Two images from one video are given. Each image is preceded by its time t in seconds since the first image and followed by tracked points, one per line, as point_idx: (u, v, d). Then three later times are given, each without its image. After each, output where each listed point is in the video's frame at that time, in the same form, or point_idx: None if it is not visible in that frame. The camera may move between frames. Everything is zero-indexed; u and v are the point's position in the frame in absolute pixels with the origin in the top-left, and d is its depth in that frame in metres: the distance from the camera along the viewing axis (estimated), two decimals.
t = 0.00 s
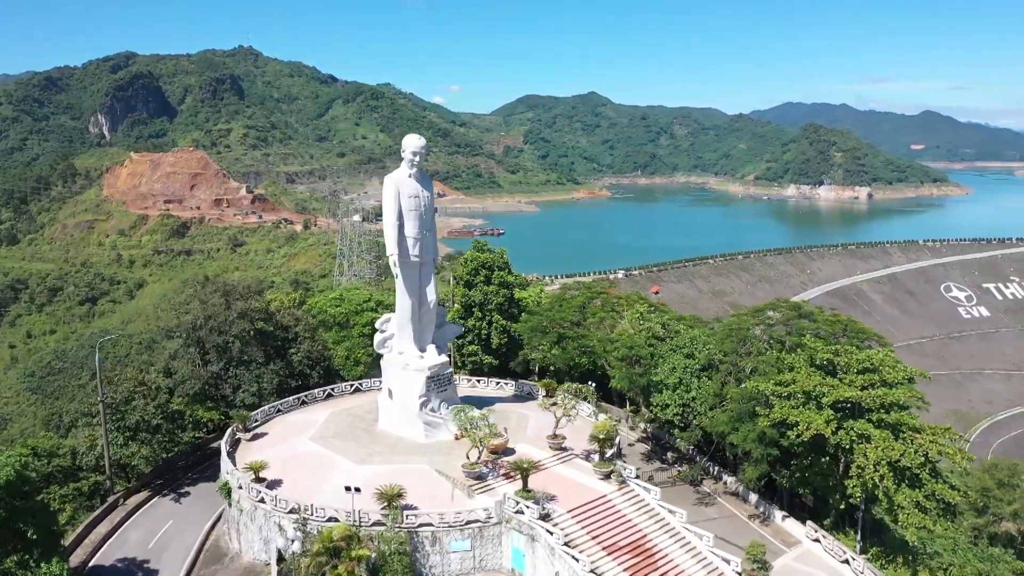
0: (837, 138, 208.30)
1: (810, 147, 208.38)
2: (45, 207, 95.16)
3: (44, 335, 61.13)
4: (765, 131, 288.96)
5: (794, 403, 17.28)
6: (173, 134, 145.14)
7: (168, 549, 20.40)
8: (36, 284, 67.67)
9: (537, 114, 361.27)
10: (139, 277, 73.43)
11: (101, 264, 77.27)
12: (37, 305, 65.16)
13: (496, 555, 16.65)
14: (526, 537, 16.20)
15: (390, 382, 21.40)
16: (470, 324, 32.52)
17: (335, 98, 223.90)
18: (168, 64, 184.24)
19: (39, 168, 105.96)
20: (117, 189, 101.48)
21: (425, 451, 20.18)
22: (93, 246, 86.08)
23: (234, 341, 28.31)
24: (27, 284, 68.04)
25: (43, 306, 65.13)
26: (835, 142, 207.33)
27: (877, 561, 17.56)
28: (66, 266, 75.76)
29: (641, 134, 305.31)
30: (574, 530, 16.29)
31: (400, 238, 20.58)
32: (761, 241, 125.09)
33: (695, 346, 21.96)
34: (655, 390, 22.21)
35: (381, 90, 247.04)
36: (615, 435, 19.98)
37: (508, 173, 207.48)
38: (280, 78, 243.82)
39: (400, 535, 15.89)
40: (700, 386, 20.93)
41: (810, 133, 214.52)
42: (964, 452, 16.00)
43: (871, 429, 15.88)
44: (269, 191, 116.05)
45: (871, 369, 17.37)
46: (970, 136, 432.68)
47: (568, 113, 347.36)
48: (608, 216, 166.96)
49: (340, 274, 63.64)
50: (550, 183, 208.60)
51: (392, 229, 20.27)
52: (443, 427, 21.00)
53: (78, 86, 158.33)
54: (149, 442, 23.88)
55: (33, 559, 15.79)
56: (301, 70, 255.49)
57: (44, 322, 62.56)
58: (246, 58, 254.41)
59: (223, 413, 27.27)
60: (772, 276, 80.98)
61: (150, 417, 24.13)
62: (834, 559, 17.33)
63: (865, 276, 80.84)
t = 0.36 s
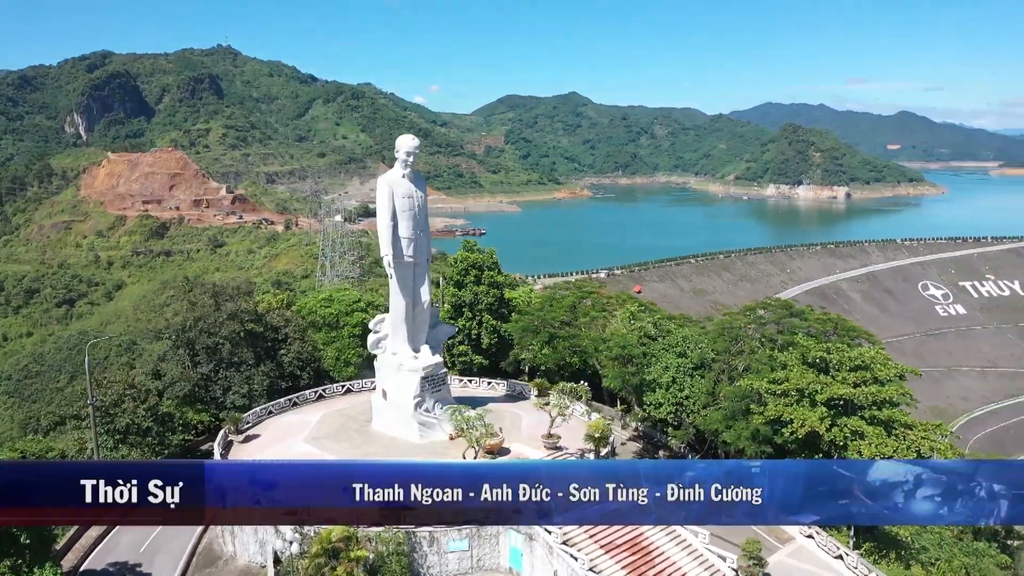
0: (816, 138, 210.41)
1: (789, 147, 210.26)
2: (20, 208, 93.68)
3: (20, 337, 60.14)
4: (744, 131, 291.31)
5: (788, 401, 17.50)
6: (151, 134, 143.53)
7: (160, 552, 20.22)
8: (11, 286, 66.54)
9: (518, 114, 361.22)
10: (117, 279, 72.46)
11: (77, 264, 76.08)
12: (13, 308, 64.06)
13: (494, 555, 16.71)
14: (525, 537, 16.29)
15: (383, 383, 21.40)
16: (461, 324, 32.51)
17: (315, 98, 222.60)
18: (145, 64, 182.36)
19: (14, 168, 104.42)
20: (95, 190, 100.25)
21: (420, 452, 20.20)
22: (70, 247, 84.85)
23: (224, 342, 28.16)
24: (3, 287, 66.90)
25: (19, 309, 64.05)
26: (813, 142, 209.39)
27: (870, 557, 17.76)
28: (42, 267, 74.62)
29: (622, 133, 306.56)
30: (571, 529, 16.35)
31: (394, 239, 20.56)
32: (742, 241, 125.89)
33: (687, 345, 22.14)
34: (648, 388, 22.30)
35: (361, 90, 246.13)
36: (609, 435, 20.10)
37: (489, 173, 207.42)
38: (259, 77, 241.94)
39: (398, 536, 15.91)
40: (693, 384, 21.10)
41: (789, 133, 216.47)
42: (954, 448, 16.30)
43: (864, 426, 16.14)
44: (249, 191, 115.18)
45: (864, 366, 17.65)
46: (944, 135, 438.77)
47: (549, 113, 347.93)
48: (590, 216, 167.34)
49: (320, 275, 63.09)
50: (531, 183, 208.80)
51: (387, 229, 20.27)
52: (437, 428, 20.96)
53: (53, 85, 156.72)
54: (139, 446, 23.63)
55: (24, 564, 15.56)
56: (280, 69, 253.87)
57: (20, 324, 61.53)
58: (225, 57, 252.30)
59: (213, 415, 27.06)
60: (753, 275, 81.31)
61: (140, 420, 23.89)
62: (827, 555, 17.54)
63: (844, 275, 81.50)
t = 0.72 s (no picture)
0: (794, 139, 212.22)
1: (768, 147, 211.90)
2: None
3: None
4: (724, 131, 293.27)
5: (782, 399, 17.66)
6: (128, 134, 141.81)
7: (153, 556, 19.78)
8: None
9: (499, 115, 360.88)
10: (95, 280, 71.54)
11: (53, 266, 75.02)
12: None
13: (491, 555, 16.77)
14: (523, 536, 16.39)
15: (377, 384, 21.39)
16: (451, 324, 32.52)
17: (295, 97, 221.07)
18: (122, 63, 180.23)
19: None
20: (71, 191, 98.94)
21: (416, 452, 20.20)
22: (46, 248, 83.66)
23: (214, 343, 27.91)
24: None
25: None
26: (792, 142, 211.16)
27: (863, 552, 17.93)
28: (18, 268, 73.52)
29: (603, 133, 307.29)
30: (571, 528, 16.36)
31: (388, 239, 20.57)
32: (723, 241, 126.66)
33: (680, 343, 22.32)
34: (641, 387, 22.36)
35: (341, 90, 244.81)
36: (604, 434, 20.22)
37: (470, 173, 207.19)
38: (237, 77, 240.05)
39: (397, 538, 15.86)
40: (686, 383, 21.28)
41: (768, 133, 218.12)
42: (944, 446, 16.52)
43: (858, 423, 16.32)
44: (228, 192, 114.20)
45: (857, 364, 17.83)
46: (920, 135, 444.10)
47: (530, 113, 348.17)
48: (571, 216, 167.57)
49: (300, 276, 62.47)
50: (512, 183, 208.78)
51: (381, 230, 20.27)
52: (432, 429, 20.94)
53: (28, 85, 154.93)
54: (131, 449, 23.52)
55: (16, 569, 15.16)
56: (260, 69, 251.93)
57: None
58: (203, 56, 249.92)
59: (203, 417, 26.86)
60: (734, 274, 81.64)
61: (131, 422, 23.71)
62: (821, 550, 17.72)
63: (824, 274, 82.18)
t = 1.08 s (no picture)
0: (773, 139, 213.92)
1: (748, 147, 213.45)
2: None
3: None
4: (704, 132, 295.20)
5: (777, 397, 17.88)
6: (105, 134, 140.16)
7: (147, 560, 19.59)
8: None
9: (480, 115, 360.68)
10: (72, 282, 70.63)
11: (29, 267, 74.02)
12: None
13: (489, 554, 16.83)
14: (521, 536, 16.44)
15: (371, 385, 21.39)
16: (441, 324, 32.48)
17: (274, 97, 219.58)
18: (98, 62, 178.09)
19: None
20: (47, 192, 97.77)
21: (411, 453, 20.22)
22: (22, 250, 82.47)
23: (204, 345, 27.72)
24: None
25: None
26: (771, 142, 212.85)
27: (857, 546, 18.25)
28: None
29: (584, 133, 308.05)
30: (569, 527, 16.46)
31: (382, 240, 20.54)
32: (704, 240, 127.51)
33: (673, 343, 22.48)
34: (636, 386, 22.48)
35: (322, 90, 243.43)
36: (599, 433, 20.26)
37: (452, 174, 206.88)
38: (216, 76, 238.14)
39: (396, 538, 15.85)
40: (679, 382, 21.48)
41: (748, 133, 219.66)
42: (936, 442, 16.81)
43: (852, 420, 16.58)
44: (208, 192, 113.28)
45: (849, 361, 18.10)
46: (896, 135, 449.57)
47: (511, 113, 348.51)
48: (552, 216, 167.79)
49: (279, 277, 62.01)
50: (494, 183, 208.65)
51: (375, 231, 20.22)
52: (427, 429, 20.94)
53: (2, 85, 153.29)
54: (121, 452, 23.28)
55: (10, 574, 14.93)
56: (239, 69, 250.10)
57: None
58: (181, 55, 247.51)
59: (193, 419, 26.60)
60: (715, 273, 82.01)
61: (121, 425, 23.51)
62: (815, 546, 17.96)
63: (804, 273, 82.89)
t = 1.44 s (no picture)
0: (752, 139, 215.67)
1: (727, 147, 214.91)
2: None
3: None
4: (683, 132, 296.88)
5: (770, 395, 18.08)
6: (80, 134, 138.27)
7: (140, 564, 19.43)
8: None
9: (460, 115, 359.86)
10: (47, 284, 69.56)
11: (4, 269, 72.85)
12: None
13: (486, 554, 16.91)
14: (519, 535, 16.54)
15: (365, 386, 21.35)
16: (431, 325, 32.43)
17: (253, 97, 217.74)
18: (73, 60, 175.50)
19: None
20: (22, 193, 96.50)
21: (405, 454, 20.24)
22: None
23: (194, 347, 27.45)
24: None
25: None
26: (750, 142, 214.53)
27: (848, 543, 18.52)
28: None
29: (564, 133, 308.48)
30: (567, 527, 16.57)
31: (376, 240, 20.50)
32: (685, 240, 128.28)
33: (665, 342, 22.64)
34: (629, 386, 22.60)
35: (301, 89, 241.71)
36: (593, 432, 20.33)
37: (432, 174, 206.34)
38: (193, 75, 235.64)
39: (395, 539, 15.88)
40: (672, 381, 21.67)
41: (727, 133, 221.16)
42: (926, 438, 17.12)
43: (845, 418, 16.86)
44: (186, 193, 112.29)
45: (840, 360, 18.38)
46: (872, 136, 454.97)
47: (491, 112, 348.30)
48: (533, 216, 167.92)
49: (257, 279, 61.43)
50: (474, 183, 208.29)
51: (369, 232, 20.18)
52: (421, 430, 20.96)
53: None
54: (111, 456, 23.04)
55: None
56: (216, 68, 247.62)
57: None
58: (157, 54, 244.69)
59: (183, 423, 26.35)
60: (696, 272, 82.39)
61: (111, 429, 23.27)
62: (808, 542, 18.20)
63: (784, 272, 83.63)
